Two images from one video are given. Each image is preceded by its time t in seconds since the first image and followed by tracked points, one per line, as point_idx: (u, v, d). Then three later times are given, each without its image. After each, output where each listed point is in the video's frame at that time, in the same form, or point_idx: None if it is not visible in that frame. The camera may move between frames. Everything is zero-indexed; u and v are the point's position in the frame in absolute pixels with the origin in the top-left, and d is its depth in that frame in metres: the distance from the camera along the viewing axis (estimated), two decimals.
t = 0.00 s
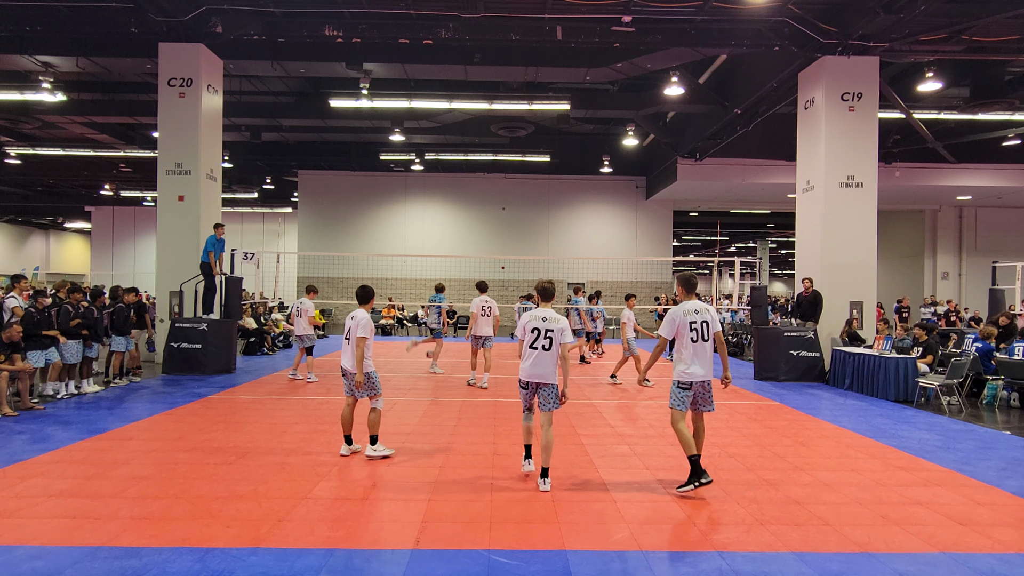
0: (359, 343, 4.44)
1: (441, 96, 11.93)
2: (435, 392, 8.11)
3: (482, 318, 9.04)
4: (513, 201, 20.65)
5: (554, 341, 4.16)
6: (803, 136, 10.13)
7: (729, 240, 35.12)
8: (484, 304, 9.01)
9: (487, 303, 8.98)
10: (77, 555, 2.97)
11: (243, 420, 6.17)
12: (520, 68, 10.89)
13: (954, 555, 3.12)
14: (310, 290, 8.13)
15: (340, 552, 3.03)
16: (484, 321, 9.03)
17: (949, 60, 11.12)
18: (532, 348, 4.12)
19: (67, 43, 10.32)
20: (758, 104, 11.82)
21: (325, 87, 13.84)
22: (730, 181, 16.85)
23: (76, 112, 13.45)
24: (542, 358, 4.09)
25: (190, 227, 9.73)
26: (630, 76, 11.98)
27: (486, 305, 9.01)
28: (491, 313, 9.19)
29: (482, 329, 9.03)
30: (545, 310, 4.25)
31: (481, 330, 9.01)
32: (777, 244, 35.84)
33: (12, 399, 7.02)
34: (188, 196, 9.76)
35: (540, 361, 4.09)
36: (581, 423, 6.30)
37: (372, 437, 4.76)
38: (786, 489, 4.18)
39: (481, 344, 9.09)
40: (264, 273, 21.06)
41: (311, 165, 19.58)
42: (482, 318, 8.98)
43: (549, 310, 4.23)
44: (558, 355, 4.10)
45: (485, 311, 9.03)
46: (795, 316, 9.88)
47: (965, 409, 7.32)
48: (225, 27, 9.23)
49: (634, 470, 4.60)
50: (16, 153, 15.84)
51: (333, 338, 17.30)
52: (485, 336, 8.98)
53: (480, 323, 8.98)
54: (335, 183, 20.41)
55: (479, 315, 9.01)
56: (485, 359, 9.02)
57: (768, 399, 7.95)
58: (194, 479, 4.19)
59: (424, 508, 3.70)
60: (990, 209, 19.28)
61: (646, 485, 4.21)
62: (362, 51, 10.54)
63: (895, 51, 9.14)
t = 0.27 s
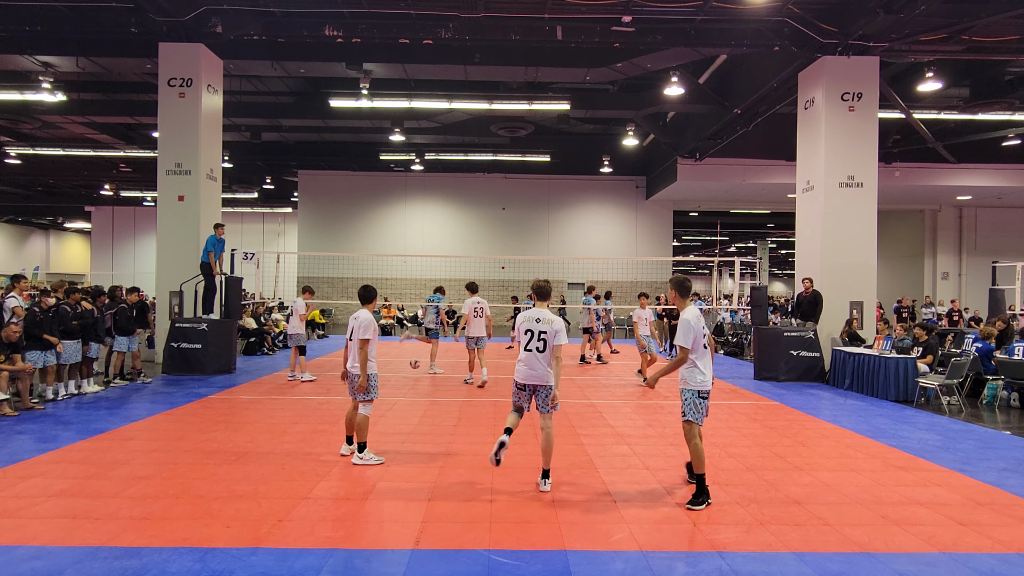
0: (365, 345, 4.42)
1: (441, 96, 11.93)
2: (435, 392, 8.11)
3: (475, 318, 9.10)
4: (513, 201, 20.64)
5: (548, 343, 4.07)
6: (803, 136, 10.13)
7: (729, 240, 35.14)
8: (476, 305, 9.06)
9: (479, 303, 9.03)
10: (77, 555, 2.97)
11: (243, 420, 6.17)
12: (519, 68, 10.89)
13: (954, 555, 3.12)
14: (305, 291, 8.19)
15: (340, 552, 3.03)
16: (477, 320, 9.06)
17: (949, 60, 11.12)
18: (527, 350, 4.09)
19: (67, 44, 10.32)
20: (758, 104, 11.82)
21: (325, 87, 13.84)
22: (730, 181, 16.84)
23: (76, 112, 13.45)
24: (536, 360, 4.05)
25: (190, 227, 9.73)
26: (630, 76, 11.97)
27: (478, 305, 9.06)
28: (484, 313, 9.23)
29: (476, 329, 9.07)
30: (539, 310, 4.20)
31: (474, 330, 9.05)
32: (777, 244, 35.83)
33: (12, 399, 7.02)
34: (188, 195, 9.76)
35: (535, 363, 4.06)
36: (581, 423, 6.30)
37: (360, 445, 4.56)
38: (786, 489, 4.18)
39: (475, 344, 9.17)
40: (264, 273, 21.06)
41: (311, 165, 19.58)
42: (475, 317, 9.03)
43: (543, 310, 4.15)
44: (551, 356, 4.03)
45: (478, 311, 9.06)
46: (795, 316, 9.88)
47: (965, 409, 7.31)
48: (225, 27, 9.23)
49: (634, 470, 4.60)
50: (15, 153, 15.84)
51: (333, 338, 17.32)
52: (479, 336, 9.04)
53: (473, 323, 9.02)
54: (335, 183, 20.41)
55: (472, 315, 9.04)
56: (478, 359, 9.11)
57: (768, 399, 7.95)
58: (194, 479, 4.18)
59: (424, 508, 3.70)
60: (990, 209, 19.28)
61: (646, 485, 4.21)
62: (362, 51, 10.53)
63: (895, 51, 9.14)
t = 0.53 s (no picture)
0: (378, 348, 4.52)
1: (441, 96, 11.94)
2: (435, 392, 8.11)
3: (469, 317, 9.16)
4: (513, 201, 20.65)
5: (539, 346, 3.98)
6: (803, 136, 10.13)
7: (729, 240, 35.14)
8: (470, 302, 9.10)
9: (472, 301, 9.10)
10: (77, 555, 2.97)
11: (243, 420, 6.18)
12: (519, 68, 10.89)
13: (954, 555, 3.12)
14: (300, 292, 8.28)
15: (340, 552, 3.03)
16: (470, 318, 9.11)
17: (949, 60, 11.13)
18: (519, 354, 3.93)
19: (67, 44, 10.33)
20: (758, 104, 11.83)
21: (325, 87, 13.85)
22: (730, 181, 16.84)
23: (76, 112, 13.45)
24: (530, 364, 3.90)
25: (190, 227, 9.73)
26: (630, 76, 11.98)
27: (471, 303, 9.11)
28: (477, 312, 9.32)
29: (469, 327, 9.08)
30: (528, 313, 4.10)
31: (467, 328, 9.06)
32: (777, 244, 35.82)
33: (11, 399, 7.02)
34: (189, 195, 9.76)
35: (528, 367, 3.90)
36: (580, 423, 6.31)
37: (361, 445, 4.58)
38: (786, 489, 4.18)
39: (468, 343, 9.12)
40: (264, 273, 21.07)
41: (311, 165, 19.59)
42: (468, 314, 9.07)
43: (531, 313, 4.08)
44: (546, 360, 3.95)
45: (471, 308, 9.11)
46: (795, 316, 9.88)
47: (965, 409, 7.32)
48: (225, 27, 9.23)
49: (634, 470, 4.61)
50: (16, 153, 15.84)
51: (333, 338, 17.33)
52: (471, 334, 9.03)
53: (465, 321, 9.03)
54: (335, 183, 20.41)
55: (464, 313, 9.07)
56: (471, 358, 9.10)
57: (767, 399, 7.95)
58: (194, 478, 4.19)
59: (424, 508, 3.70)
60: (990, 209, 19.29)
61: (646, 485, 4.21)
62: (362, 51, 10.54)
63: (895, 51, 9.14)
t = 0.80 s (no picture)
0: (368, 349, 4.45)
1: (441, 96, 11.94)
2: (435, 392, 8.11)
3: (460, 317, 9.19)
4: (513, 201, 20.64)
5: (521, 347, 3.91)
6: (803, 136, 10.13)
7: (729, 240, 35.14)
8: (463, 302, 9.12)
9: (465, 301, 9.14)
10: (77, 555, 2.97)
11: (243, 420, 6.18)
12: (519, 67, 10.88)
13: (954, 555, 3.12)
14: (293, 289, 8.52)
15: (340, 552, 3.03)
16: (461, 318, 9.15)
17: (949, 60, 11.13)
18: (500, 355, 3.83)
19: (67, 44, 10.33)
20: (758, 104, 11.83)
21: (325, 87, 13.84)
22: (730, 181, 16.84)
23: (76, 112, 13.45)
24: (512, 365, 3.82)
25: (190, 227, 9.73)
26: (630, 76, 11.97)
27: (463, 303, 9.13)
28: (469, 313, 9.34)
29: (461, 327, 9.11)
30: (507, 314, 3.99)
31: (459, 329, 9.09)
32: (777, 244, 35.81)
33: (12, 398, 7.02)
34: (189, 195, 9.76)
35: (508, 367, 3.82)
36: (580, 423, 6.31)
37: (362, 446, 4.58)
38: (786, 489, 4.18)
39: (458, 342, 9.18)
40: (264, 273, 21.07)
41: (311, 165, 19.59)
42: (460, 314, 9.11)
43: (509, 314, 3.99)
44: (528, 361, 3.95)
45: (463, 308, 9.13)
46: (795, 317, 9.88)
47: (965, 409, 7.32)
48: (224, 27, 9.22)
49: (634, 470, 4.61)
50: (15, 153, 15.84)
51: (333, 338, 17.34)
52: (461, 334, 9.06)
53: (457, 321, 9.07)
54: (335, 183, 20.40)
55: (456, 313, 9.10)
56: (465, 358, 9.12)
57: (767, 399, 7.95)
58: (194, 479, 4.19)
59: (424, 508, 3.70)
60: (990, 209, 19.29)
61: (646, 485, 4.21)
62: (362, 51, 10.54)
63: (894, 51, 9.14)
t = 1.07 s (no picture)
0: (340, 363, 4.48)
1: (441, 96, 11.93)
2: (435, 392, 8.11)
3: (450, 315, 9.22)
4: (513, 201, 20.64)
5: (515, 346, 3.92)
6: (803, 136, 10.13)
7: (730, 240, 35.14)
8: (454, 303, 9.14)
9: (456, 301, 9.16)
10: (77, 555, 2.97)
11: (243, 420, 6.18)
12: (520, 67, 10.88)
13: (954, 555, 3.12)
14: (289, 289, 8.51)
15: (340, 552, 3.03)
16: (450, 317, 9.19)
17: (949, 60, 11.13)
18: (496, 354, 3.83)
19: (67, 44, 10.33)
20: (758, 104, 11.82)
21: (325, 87, 13.85)
22: (730, 181, 16.84)
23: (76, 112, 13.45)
24: (508, 363, 3.83)
25: (190, 227, 9.73)
26: (629, 76, 11.97)
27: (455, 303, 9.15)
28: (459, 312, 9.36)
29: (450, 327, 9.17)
30: (499, 311, 4.00)
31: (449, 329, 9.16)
32: (777, 244, 35.81)
33: (12, 398, 7.03)
34: (189, 195, 9.76)
35: (505, 366, 3.82)
36: (580, 423, 6.30)
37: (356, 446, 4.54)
38: (786, 489, 4.18)
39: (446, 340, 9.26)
40: (264, 273, 21.07)
41: (311, 165, 19.59)
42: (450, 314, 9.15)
43: (502, 312, 4.00)
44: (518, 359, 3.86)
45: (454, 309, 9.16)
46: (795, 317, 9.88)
47: (965, 409, 7.32)
48: (224, 27, 9.22)
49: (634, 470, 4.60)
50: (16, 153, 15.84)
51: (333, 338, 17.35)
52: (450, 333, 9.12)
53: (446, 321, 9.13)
54: (335, 183, 20.40)
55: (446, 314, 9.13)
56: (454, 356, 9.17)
57: (767, 399, 7.95)
58: (194, 479, 4.19)
59: (424, 508, 3.70)
60: (990, 209, 19.29)
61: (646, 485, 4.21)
62: (362, 51, 10.54)
63: (894, 51, 9.13)
